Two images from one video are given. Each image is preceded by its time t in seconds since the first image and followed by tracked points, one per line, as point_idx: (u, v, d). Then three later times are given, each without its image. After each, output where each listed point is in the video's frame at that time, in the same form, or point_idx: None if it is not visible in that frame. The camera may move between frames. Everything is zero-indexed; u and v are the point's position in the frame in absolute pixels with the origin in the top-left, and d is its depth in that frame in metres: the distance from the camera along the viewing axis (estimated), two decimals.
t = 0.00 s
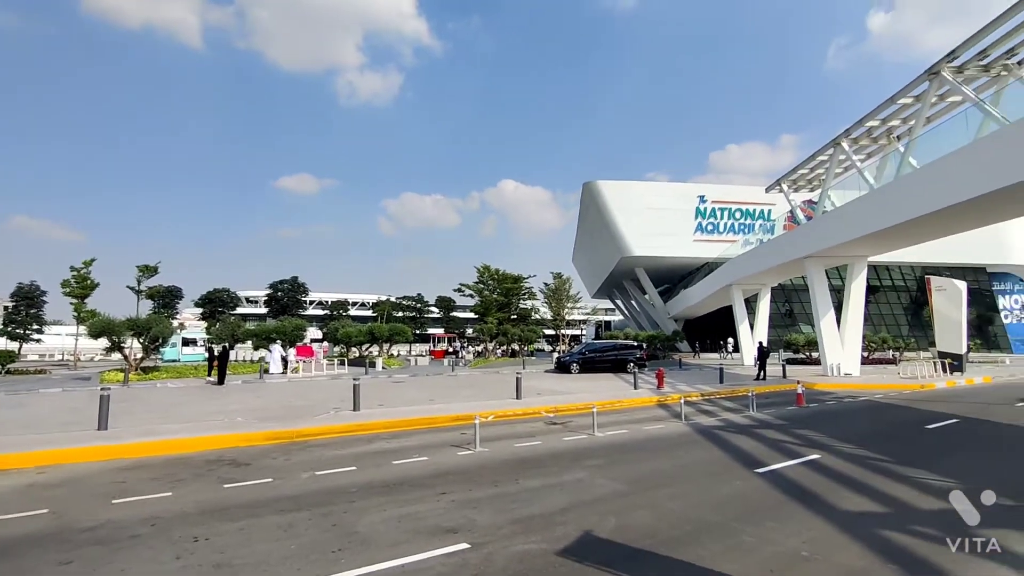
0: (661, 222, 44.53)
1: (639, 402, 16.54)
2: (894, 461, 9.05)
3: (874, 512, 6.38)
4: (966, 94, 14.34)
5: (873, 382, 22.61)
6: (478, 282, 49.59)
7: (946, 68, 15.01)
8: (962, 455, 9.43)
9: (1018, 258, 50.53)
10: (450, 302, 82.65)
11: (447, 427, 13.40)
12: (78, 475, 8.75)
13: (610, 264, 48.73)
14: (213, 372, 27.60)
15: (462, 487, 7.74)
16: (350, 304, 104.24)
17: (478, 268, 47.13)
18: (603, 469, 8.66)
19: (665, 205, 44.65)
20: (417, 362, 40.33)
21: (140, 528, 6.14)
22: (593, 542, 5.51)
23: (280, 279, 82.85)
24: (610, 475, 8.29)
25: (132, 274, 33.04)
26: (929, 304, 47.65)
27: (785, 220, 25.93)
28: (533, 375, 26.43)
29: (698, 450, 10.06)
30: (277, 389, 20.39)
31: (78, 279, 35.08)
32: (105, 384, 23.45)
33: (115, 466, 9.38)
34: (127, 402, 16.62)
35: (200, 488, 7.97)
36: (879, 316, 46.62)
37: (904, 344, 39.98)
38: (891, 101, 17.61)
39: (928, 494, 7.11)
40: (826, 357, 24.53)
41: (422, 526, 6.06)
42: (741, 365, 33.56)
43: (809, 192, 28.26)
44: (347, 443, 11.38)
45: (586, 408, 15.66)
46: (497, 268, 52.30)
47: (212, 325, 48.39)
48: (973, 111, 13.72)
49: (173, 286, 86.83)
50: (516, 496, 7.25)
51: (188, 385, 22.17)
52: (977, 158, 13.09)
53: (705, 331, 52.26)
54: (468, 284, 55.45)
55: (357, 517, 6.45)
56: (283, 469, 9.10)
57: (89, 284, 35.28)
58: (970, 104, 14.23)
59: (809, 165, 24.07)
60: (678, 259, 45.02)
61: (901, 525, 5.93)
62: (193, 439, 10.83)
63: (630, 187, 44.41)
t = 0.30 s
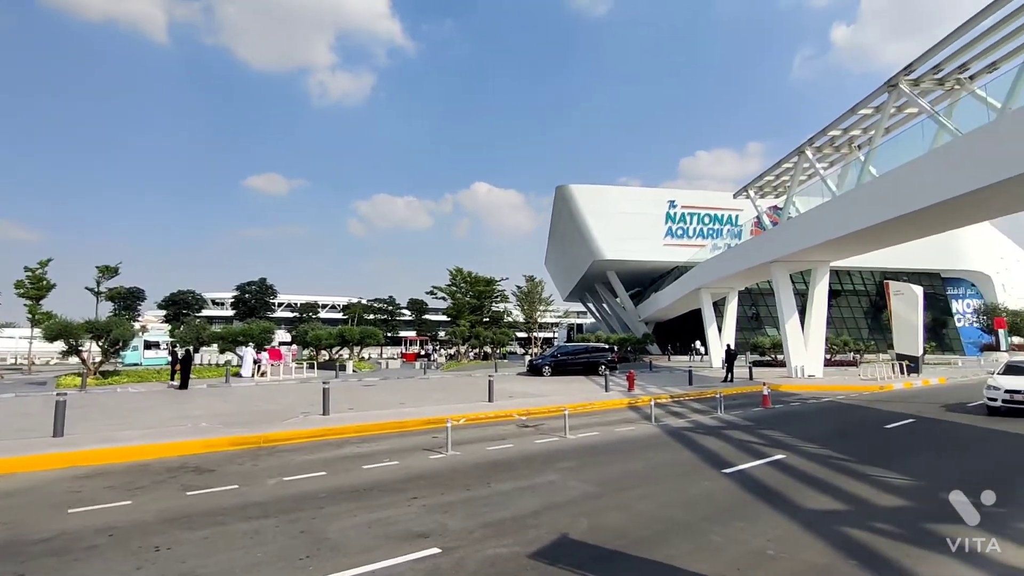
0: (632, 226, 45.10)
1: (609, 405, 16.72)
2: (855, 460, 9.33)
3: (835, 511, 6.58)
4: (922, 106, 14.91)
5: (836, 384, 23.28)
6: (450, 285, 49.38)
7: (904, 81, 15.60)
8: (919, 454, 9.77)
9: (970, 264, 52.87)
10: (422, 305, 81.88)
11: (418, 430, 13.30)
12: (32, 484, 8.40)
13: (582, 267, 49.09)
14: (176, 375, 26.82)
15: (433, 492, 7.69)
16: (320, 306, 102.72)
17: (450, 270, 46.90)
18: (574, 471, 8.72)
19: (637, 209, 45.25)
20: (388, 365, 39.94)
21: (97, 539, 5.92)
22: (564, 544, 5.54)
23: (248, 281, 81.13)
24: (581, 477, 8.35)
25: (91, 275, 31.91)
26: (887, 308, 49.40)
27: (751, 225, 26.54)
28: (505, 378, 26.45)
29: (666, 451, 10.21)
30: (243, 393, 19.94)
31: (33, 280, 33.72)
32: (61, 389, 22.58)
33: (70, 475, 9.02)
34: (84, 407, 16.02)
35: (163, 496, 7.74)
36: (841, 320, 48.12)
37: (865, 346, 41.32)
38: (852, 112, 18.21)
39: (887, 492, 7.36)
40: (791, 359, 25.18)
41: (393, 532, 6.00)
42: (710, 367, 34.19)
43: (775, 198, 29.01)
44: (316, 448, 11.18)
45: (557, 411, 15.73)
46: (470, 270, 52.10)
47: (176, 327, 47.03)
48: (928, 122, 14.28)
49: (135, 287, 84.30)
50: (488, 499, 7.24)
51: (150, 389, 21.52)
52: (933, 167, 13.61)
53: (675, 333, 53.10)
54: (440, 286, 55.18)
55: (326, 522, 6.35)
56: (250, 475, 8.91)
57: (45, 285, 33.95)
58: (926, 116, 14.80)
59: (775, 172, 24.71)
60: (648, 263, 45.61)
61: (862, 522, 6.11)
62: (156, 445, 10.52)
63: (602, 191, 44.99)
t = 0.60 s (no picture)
0: (609, 228, 45.45)
1: (587, 406, 16.81)
2: (825, 459, 9.54)
3: (806, 508, 6.73)
4: (889, 114, 15.35)
5: (807, 384, 23.78)
6: (428, 286, 49.13)
7: (872, 89, 16.04)
8: (886, 452, 10.04)
9: (935, 268, 54.54)
10: (400, 307, 81.08)
11: (395, 433, 13.21)
12: None
13: (559, 268, 49.32)
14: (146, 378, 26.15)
15: (410, 494, 7.64)
16: (295, 307, 101.30)
17: (428, 271, 46.66)
18: (552, 473, 8.75)
19: (614, 212, 45.62)
20: (365, 367, 39.55)
21: (61, 547, 5.75)
22: (541, 545, 5.57)
23: (221, 281, 79.58)
24: (559, 478, 8.39)
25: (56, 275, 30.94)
26: (856, 310, 50.67)
27: (726, 228, 26.99)
28: (483, 379, 26.43)
29: (642, 452, 10.32)
30: (216, 396, 19.54)
31: None
32: (23, 392, 21.85)
33: (33, 481, 8.74)
34: (48, 411, 15.53)
35: (131, 502, 7.55)
36: (812, 322, 49.18)
37: (835, 347, 42.35)
38: (823, 118, 18.66)
39: (856, 490, 7.54)
40: (764, 360, 25.66)
41: (368, 535, 5.95)
42: (685, 368, 34.66)
43: (749, 202, 29.56)
44: (291, 451, 11.02)
45: (535, 412, 15.76)
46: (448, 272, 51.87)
47: (146, 329, 45.87)
48: (895, 130, 14.71)
49: (102, 287, 82.01)
50: (465, 502, 7.23)
51: (118, 392, 20.93)
52: (899, 173, 14.02)
53: (651, 335, 53.65)
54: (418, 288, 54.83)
55: (301, 527, 6.28)
56: (223, 479, 8.74)
57: (8, 285, 32.86)
58: (893, 123, 15.24)
59: (749, 177, 25.17)
60: (626, 265, 46.03)
61: (832, 521, 6.25)
62: (124, 450, 10.25)
63: (580, 193, 45.27)
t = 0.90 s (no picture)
0: (592, 229, 45.68)
1: (570, 406, 16.86)
2: (804, 458, 9.67)
3: (785, 506, 6.82)
4: (866, 118, 15.64)
5: (786, 384, 24.13)
6: (411, 287, 48.92)
7: (849, 94, 16.33)
8: (864, 450, 10.20)
9: (909, 269, 55.65)
10: (383, 307, 80.47)
11: (378, 434, 13.11)
12: None
13: (543, 269, 49.47)
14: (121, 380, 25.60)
15: (393, 496, 7.59)
16: (276, 308, 100.19)
17: (412, 271, 46.44)
18: (534, 473, 8.76)
19: (597, 213, 45.88)
20: (347, 368, 39.26)
21: (31, 554, 5.60)
22: (524, 545, 5.57)
23: (200, 281, 78.33)
24: (542, 478, 8.40)
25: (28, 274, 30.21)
26: (834, 310, 51.55)
27: (707, 229, 27.28)
28: (466, 380, 26.36)
29: (625, 451, 10.39)
30: (194, 398, 19.21)
31: None
32: None
33: (4, 485, 8.51)
34: (19, 414, 15.13)
35: (106, 505, 7.38)
36: (791, 322, 49.92)
37: (813, 347, 43.05)
38: (802, 122, 18.96)
39: (833, 487, 7.67)
40: (744, 360, 25.99)
41: (350, 537, 5.90)
42: (667, 368, 34.94)
43: (730, 204, 29.91)
44: (271, 453, 10.88)
45: (518, 412, 15.78)
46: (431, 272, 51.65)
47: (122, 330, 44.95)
48: (871, 134, 14.99)
49: (76, 286, 80.21)
50: (448, 502, 7.20)
51: (92, 394, 20.49)
52: (875, 177, 14.31)
53: (634, 335, 54.03)
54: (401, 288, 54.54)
55: (281, 530, 6.20)
56: (201, 482, 8.61)
57: None
58: (870, 127, 15.52)
59: (730, 179, 25.45)
60: (608, 266, 46.25)
61: (810, 518, 6.34)
62: (99, 453, 10.04)
63: (563, 195, 45.44)
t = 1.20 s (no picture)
0: (580, 229, 45.83)
1: (558, 405, 16.91)
2: (789, 455, 9.78)
3: (770, 504, 6.89)
4: (849, 120, 15.85)
5: (770, 382, 24.42)
6: (399, 286, 48.69)
7: (833, 95, 16.54)
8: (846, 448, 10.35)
9: (890, 269, 56.48)
10: (369, 307, 79.95)
11: (365, 434, 13.04)
12: None
13: (530, 268, 49.52)
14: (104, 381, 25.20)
15: (380, 496, 7.57)
16: (262, 307, 99.28)
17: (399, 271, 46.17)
18: (522, 472, 8.78)
19: (584, 213, 46.04)
20: (334, 368, 38.99)
21: (9, 559, 5.49)
22: (512, 544, 5.57)
23: (184, 280, 77.32)
24: (530, 477, 8.41)
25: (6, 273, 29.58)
26: (818, 310, 52.27)
27: (694, 229, 27.48)
28: (454, 380, 26.29)
29: (612, 450, 10.44)
30: (178, 399, 18.97)
31: None
32: None
33: None
34: None
35: (87, 508, 7.27)
36: (776, 321, 50.50)
37: (797, 345, 43.61)
38: (786, 124, 19.16)
39: (817, 484, 7.77)
40: (730, 359, 26.23)
41: (337, 538, 5.88)
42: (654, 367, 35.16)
43: (716, 204, 30.13)
44: (256, 455, 10.77)
45: (505, 412, 15.79)
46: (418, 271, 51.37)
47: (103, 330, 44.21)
48: (854, 135, 15.20)
49: (56, 286, 78.75)
50: (436, 502, 7.20)
51: (72, 395, 20.14)
52: (858, 178, 14.51)
53: (621, 335, 54.28)
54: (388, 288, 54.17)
55: (267, 531, 6.15)
56: (185, 484, 8.50)
57: None
58: (853, 129, 15.74)
59: (716, 179, 25.63)
60: (596, 266, 46.42)
61: (795, 514, 6.41)
62: (80, 455, 9.87)
63: (551, 194, 45.54)
